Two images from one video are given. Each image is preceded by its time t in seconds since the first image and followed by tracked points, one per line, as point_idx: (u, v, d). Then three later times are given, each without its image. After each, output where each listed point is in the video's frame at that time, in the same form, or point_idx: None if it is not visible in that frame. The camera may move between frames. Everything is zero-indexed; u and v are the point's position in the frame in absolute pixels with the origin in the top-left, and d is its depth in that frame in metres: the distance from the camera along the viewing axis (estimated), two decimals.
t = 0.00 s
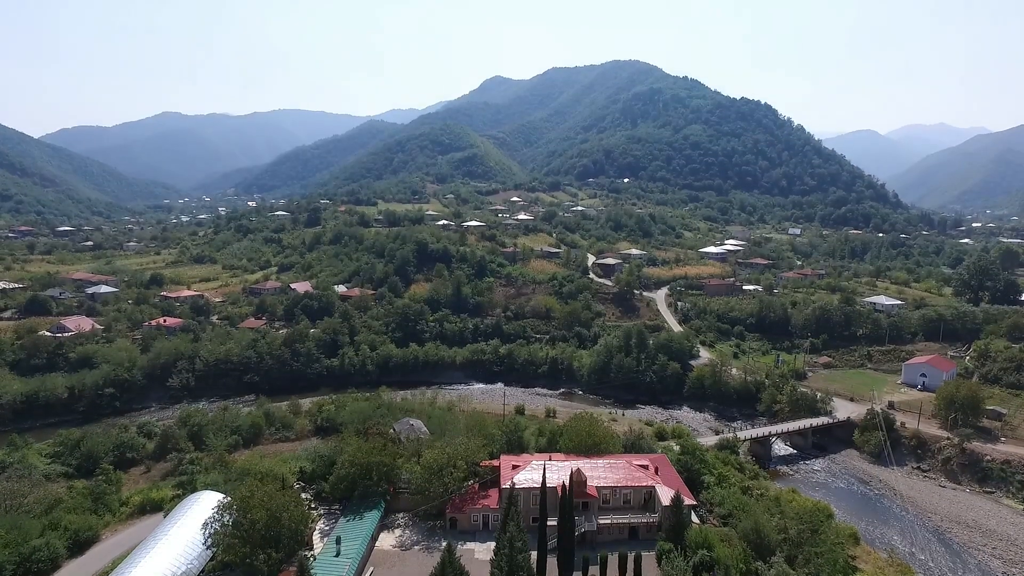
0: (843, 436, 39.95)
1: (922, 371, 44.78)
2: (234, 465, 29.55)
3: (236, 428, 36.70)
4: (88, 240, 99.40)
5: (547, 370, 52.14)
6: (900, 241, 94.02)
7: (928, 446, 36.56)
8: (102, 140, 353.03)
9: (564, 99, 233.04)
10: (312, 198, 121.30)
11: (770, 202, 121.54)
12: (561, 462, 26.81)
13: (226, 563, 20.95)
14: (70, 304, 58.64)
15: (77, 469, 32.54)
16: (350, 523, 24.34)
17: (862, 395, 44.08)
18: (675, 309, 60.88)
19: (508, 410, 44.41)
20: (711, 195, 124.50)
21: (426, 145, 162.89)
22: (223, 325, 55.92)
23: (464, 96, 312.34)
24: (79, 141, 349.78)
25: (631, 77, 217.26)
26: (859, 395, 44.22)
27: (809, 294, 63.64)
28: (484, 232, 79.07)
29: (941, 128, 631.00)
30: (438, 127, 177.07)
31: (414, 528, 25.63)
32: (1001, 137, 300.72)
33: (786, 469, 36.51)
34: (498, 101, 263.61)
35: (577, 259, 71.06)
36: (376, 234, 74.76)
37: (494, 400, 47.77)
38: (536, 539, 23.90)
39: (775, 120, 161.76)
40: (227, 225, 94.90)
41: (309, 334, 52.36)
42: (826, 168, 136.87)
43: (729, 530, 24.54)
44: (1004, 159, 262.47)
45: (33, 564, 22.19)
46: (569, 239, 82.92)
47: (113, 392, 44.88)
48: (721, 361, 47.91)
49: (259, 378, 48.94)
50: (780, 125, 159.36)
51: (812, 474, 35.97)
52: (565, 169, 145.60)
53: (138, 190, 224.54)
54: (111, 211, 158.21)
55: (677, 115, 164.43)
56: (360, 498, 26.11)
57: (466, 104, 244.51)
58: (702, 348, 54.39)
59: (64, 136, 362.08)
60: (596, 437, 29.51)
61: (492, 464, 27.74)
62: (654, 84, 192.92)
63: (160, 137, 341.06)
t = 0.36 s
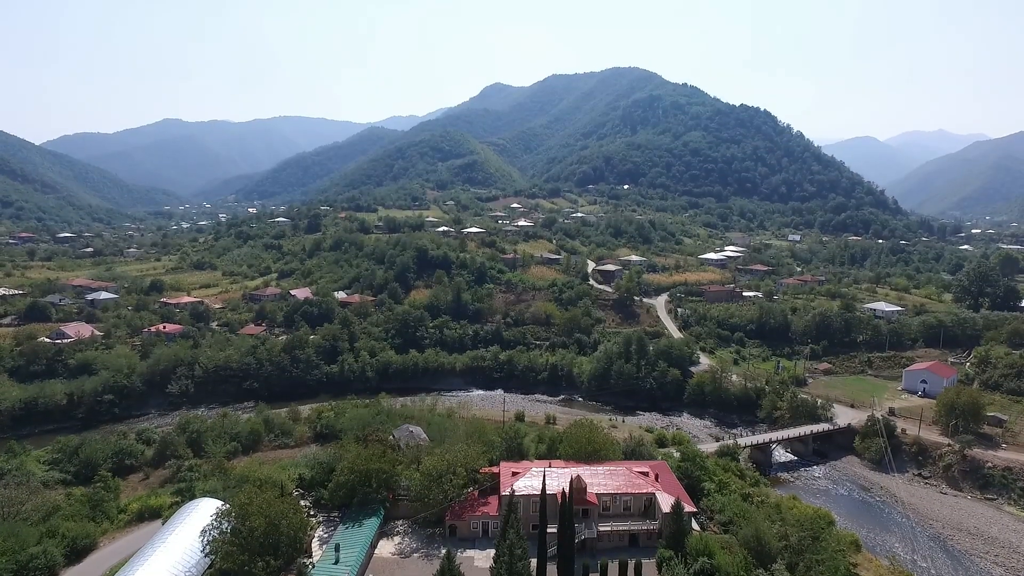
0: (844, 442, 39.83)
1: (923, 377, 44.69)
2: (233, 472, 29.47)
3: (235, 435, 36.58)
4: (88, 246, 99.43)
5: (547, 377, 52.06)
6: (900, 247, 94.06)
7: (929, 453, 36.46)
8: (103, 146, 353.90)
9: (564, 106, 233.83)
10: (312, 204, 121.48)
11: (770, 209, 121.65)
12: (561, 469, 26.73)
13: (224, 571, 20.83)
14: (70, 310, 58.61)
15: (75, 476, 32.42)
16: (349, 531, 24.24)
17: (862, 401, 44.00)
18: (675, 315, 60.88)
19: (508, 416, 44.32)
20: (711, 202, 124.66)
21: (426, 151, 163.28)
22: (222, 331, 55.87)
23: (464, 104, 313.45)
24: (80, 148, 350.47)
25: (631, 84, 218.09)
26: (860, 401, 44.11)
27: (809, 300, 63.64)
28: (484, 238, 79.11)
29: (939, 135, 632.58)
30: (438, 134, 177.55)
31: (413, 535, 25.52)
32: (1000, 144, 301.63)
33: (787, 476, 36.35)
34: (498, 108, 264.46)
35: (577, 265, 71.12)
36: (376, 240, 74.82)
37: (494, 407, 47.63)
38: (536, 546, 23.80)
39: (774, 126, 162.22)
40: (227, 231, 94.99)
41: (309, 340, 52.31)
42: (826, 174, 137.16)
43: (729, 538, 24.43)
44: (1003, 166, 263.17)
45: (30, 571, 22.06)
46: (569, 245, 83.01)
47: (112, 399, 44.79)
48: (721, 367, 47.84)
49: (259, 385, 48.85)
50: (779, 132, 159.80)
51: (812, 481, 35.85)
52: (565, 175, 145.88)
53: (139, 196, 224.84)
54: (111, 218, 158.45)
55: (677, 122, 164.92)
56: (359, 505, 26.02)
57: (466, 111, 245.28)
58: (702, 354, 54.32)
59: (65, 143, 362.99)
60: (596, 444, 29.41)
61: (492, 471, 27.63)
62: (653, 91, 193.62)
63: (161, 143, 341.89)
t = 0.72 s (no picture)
0: (844, 449, 39.71)
1: (923, 384, 44.61)
2: (231, 479, 29.39)
3: (234, 441, 36.46)
4: (88, 252, 99.55)
5: (547, 384, 51.97)
6: (900, 253, 94.10)
7: (930, 459, 36.34)
8: (104, 153, 354.85)
9: (563, 113, 234.59)
10: (312, 211, 121.79)
11: (770, 215, 121.79)
12: (560, 476, 26.64)
13: None
14: (70, 316, 58.59)
15: (73, 483, 32.32)
16: (348, 538, 24.14)
17: (863, 408, 43.89)
18: (675, 322, 60.86)
19: (507, 423, 44.20)
20: (711, 208, 124.83)
21: (427, 158, 163.71)
22: (222, 338, 55.84)
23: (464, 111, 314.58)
24: (81, 155, 351.49)
25: (630, 91, 218.89)
26: (860, 408, 44.03)
27: (809, 306, 63.62)
28: (483, 245, 79.16)
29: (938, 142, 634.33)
30: (438, 141, 178.16)
31: (411, 543, 25.42)
32: (999, 151, 302.44)
33: (787, 483, 36.22)
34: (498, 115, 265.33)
35: (577, 271, 71.15)
36: (376, 247, 74.91)
37: (494, 413, 47.53)
38: (535, 554, 23.69)
39: (774, 133, 162.65)
40: (227, 238, 95.11)
41: (308, 347, 52.27)
42: (825, 181, 137.44)
43: (730, 545, 24.36)
44: (1002, 172, 263.82)
45: None
46: (569, 252, 83.06)
47: (111, 406, 44.71)
48: (721, 374, 47.77)
49: (258, 392, 48.77)
50: (778, 139, 160.22)
51: (814, 488, 35.71)
52: (565, 182, 146.17)
53: (139, 203, 225.20)
54: (112, 225, 158.67)
55: (676, 129, 165.39)
56: (357, 512, 25.92)
57: (466, 118, 246.08)
58: (702, 361, 54.25)
59: (66, 149, 364.00)
60: (595, 450, 29.31)
61: (492, 477, 27.51)
62: (653, 98, 194.30)
63: (162, 150, 342.83)
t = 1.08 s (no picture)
0: (844, 456, 39.59)
1: (924, 391, 44.53)
2: (230, 486, 29.32)
3: (233, 449, 36.36)
4: (88, 259, 99.53)
5: (547, 390, 51.87)
6: (899, 260, 94.15)
7: (930, 466, 36.25)
8: (105, 160, 355.57)
9: (563, 120, 235.31)
10: (312, 217, 122.13)
11: (769, 222, 121.93)
12: (560, 483, 26.55)
13: None
14: (69, 323, 58.54)
15: (72, 490, 32.23)
16: (347, 545, 24.05)
17: (863, 415, 43.79)
18: (675, 328, 60.81)
19: (507, 430, 44.10)
20: (710, 215, 125.04)
21: (427, 165, 164.13)
22: (222, 344, 55.79)
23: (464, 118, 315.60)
24: (81, 161, 352.27)
25: (630, 98, 219.66)
26: (860, 414, 43.93)
27: (809, 313, 63.62)
28: (483, 252, 79.24)
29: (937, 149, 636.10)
30: (438, 147, 178.68)
31: (410, 550, 25.35)
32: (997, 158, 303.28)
33: (788, 490, 36.09)
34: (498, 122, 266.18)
35: (577, 278, 71.21)
36: (376, 253, 74.94)
37: (493, 420, 47.41)
38: (535, 561, 23.60)
39: (773, 140, 163.13)
40: (227, 244, 95.21)
41: (308, 354, 52.22)
42: (825, 187, 137.75)
43: (730, 552, 24.24)
44: (1001, 178, 264.29)
45: None
46: (569, 258, 83.15)
47: (110, 412, 44.63)
48: (721, 381, 47.70)
49: (257, 399, 48.67)
50: (778, 145, 160.68)
51: (814, 495, 35.58)
52: (565, 189, 146.43)
53: (140, 210, 225.52)
54: (112, 231, 158.81)
55: (676, 136, 165.89)
56: (356, 519, 25.83)
57: (466, 125, 246.86)
58: (702, 367, 54.19)
59: (66, 156, 364.85)
60: (595, 457, 29.24)
61: (491, 484, 27.43)
62: (653, 105, 195.00)
63: (162, 157, 343.55)
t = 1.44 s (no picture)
0: (845, 461, 39.49)
1: (924, 397, 44.46)
2: (229, 492, 29.24)
3: (231, 454, 36.28)
4: (88, 264, 99.49)
5: (547, 396, 51.77)
6: (899, 265, 94.18)
7: (931, 472, 36.15)
8: (105, 165, 356.14)
9: (563, 125, 235.93)
10: (312, 223, 122.37)
11: (769, 227, 122.10)
12: (559, 488, 26.48)
13: None
14: (69, 328, 58.50)
15: (70, 496, 32.14)
16: (346, 551, 23.97)
17: (863, 420, 43.70)
18: (675, 333, 60.76)
19: (506, 435, 44.02)
20: (710, 220, 125.19)
21: (427, 170, 164.43)
22: (221, 350, 55.76)
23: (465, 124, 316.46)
24: (82, 167, 352.98)
25: (630, 104, 220.21)
26: (861, 420, 43.86)
27: (809, 318, 63.59)
28: (483, 257, 79.30)
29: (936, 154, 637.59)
30: (438, 153, 179.03)
31: (410, 556, 25.26)
32: (997, 163, 303.58)
33: (788, 496, 35.96)
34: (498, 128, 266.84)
35: (577, 283, 71.24)
36: (376, 259, 74.96)
37: (493, 426, 47.32)
38: (535, 567, 23.50)
39: (773, 146, 163.49)
40: (228, 249, 95.29)
41: (308, 359, 52.20)
42: (824, 193, 137.96)
43: (730, 559, 24.11)
44: (1001, 184, 264.57)
45: None
46: (569, 264, 83.20)
47: (109, 418, 44.55)
48: (721, 386, 47.65)
49: (256, 404, 48.61)
50: (777, 151, 160.99)
51: (815, 501, 35.47)
52: (565, 194, 146.64)
53: (140, 215, 225.72)
54: (113, 237, 158.89)
55: (675, 141, 166.33)
56: (355, 525, 25.72)
57: (466, 131, 247.38)
58: (702, 372, 54.14)
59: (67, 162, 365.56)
60: (595, 462, 29.16)
61: (491, 490, 27.35)
62: (652, 111, 195.52)
63: (163, 163, 344.23)
